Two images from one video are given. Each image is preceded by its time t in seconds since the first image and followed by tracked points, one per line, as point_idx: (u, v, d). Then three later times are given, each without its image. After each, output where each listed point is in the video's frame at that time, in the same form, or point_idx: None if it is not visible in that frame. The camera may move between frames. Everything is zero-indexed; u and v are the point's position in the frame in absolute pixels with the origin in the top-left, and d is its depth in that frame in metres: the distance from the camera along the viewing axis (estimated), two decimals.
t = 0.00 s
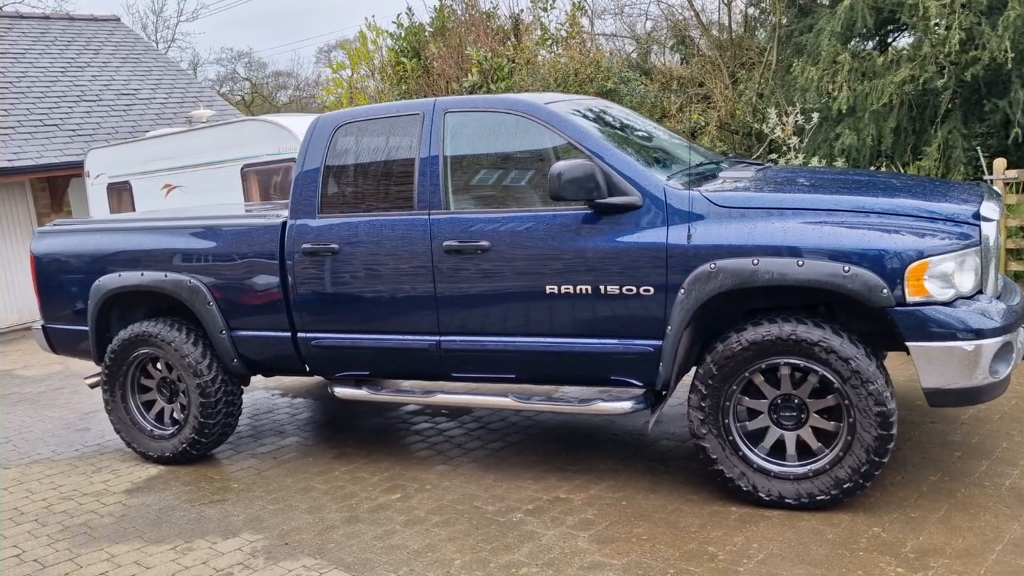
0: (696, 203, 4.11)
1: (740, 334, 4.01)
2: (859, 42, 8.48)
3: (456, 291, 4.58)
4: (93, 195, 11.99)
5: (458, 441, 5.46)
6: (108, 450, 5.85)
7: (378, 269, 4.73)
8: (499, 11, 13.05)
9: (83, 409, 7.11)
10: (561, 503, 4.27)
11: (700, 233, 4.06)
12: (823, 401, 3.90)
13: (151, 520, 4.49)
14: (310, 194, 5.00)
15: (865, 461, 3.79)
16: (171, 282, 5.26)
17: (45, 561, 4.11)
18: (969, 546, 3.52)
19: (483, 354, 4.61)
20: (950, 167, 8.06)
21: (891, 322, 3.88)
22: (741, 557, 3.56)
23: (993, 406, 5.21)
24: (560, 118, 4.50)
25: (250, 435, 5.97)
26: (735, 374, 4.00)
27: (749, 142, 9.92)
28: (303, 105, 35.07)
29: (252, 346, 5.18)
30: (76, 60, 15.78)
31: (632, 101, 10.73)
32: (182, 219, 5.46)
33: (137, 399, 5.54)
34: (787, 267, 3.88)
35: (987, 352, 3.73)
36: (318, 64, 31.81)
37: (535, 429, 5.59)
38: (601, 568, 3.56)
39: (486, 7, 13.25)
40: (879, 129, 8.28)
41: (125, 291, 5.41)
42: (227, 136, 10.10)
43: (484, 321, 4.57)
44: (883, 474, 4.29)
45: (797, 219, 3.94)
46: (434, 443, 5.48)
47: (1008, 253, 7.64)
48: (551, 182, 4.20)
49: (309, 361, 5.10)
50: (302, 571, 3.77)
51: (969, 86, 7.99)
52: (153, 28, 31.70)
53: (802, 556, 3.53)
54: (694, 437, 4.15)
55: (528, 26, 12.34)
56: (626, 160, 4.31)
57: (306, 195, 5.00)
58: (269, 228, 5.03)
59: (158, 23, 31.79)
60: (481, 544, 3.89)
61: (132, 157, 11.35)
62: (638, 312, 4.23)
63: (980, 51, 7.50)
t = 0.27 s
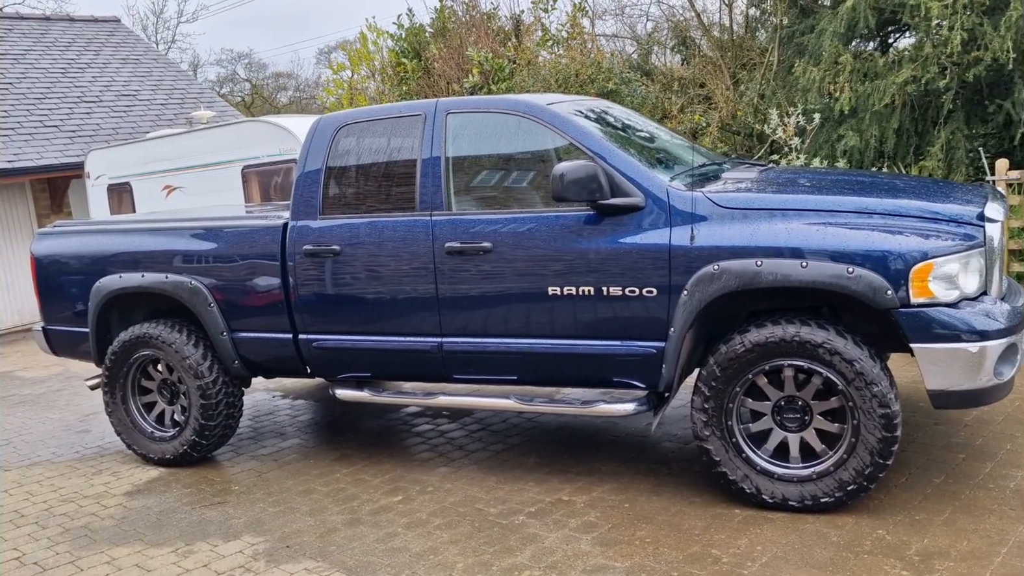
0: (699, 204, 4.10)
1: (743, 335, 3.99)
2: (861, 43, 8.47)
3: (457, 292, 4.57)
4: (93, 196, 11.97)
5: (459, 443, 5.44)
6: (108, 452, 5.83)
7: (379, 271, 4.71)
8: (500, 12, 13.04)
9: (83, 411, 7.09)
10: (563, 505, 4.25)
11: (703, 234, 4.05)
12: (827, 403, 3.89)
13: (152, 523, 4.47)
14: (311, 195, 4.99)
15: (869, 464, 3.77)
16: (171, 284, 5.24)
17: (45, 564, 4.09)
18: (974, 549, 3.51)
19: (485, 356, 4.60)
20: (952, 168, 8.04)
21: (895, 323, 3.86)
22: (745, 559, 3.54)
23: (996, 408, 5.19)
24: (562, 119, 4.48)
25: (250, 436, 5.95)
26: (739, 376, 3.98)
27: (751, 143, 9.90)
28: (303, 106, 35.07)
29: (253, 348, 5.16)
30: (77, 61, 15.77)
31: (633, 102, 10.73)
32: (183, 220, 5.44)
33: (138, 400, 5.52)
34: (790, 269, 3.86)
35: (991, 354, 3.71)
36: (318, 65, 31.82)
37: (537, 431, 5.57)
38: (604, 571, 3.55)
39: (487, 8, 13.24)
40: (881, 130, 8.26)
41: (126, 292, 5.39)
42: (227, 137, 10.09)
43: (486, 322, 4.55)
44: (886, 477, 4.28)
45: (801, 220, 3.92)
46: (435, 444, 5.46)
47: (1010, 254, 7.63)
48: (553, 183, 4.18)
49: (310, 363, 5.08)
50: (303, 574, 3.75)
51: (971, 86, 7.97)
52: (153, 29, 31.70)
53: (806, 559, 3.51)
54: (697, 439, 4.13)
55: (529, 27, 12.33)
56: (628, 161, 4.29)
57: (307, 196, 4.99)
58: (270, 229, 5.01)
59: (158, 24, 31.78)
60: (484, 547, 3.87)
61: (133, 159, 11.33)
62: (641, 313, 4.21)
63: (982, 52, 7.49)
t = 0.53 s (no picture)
0: (697, 205, 4.06)
1: (742, 338, 3.96)
2: (860, 44, 8.43)
3: (454, 294, 4.53)
4: (91, 196, 11.94)
5: (456, 446, 5.40)
6: (103, 454, 5.79)
7: (376, 273, 4.68)
8: (498, 13, 13.01)
9: (79, 413, 7.05)
10: (561, 510, 4.22)
11: (702, 236, 4.01)
12: (826, 407, 3.85)
13: (146, 526, 4.43)
14: (307, 196, 4.95)
15: (868, 468, 3.73)
16: (166, 285, 5.21)
17: (37, 569, 4.05)
18: (975, 555, 3.47)
19: (481, 359, 4.56)
20: (952, 169, 8.00)
21: (895, 326, 3.83)
22: (743, 565, 3.51)
23: (997, 411, 5.15)
24: (559, 120, 4.45)
25: (246, 439, 5.91)
26: (738, 379, 3.94)
27: (750, 144, 9.87)
28: (302, 107, 35.04)
29: (248, 350, 5.12)
30: (75, 61, 15.74)
31: (632, 103, 10.70)
32: (179, 222, 5.41)
33: (132, 403, 5.49)
34: (790, 271, 3.83)
35: (992, 357, 3.68)
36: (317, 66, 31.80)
37: (534, 434, 5.53)
38: None
39: (485, 9, 13.21)
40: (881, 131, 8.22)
41: (121, 294, 5.36)
42: (225, 138, 10.05)
43: (483, 325, 4.52)
44: (886, 481, 4.24)
45: (800, 222, 3.88)
46: (432, 447, 5.42)
47: (1010, 256, 7.60)
48: (551, 184, 4.14)
49: (306, 365, 5.05)
50: None
51: (971, 87, 7.93)
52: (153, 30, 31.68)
53: (805, 564, 3.48)
54: (695, 443, 4.09)
55: (528, 27, 12.30)
56: (626, 162, 4.25)
57: (303, 198, 4.95)
58: (266, 230, 4.97)
59: (157, 25, 31.78)
60: (480, 552, 3.84)
61: (131, 159, 11.30)
62: (639, 316, 4.17)
63: (982, 53, 7.45)
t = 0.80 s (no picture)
0: (696, 207, 4.02)
1: (741, 342, 3.91)
2: (860, 45, 8.39)
3: (450, 297, 4.49)
4: (88, 196, 11.89)
5: (452, 449, 5.36)
6: (97, 457, 5.75)
7: (371, 275, 4.63)
8: (497, 13, 12.97)
9: (73, 415, 7.01)
10: (557, 514, 4.17)
11: (700, 238, 3.97)
12: (826, 411, 3.81)
13: (138, 531, 4.39)
14: (303, 197, 4.90)
15: (868, 473, 3.69)
16: (160, 287, 5.16)
17: (27, 574, 4.00)
18: (976, 561, 3.43)
19: (477, 362, 4.52)
20: (951, 171, 7.94)
21: (895, 330, 3.79)
22: (742, 572, 3.46)
23: (998, 415, 5.11)
24: (556, 121, 4.40)
25: (241, 442, 5.87)
26: (736, 383, 3.90)
27: (750, 145, 9.83)
28: (302, 108, 35.00)
29: (243, 353, 5.08)
30: (73, 61, 15.69)
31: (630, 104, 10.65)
32: (174, 223, 5.36)
33: (126, 406, 5.44)
34: (789, 274, 3.78)
35: (994, 361, 3.63)
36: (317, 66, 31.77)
37: (532, 437, 5.48)
38: None
39: (484, 9, 13.17)
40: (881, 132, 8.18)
41: (114, 296, 5.31)
42: (222, 138, 10.01)
43: (479, 327, 4.47)
44: (887, 486, 4.19)
45: (800, 224, 3.84)
46: (428, 451, 5.38)
47: (1010, 258, 7.56)
48: (548, 185, 4.10)
49: (301, 368, 5.00)
50: None
51: (971, 89, 7.87)
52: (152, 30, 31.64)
53: (804, 571, 3.43)
54: (693, 447, 4.05)
55: (527, 27, 12.25)
56: (624, 163, 4.21)
57: (298, 199, 4.90)
58: (261, 232, 4.92)
59: (157, 25, 31.73)
60: (475, 557, 3.79)
61: (128, 160, 11.25)
62: (637, 319, 4.13)
63: (983, 53, 7.40)
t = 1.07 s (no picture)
0: (699, 206, 3.97)
1: (745, 342, 3.86)
2: (863, 45, 8.35)
3: (451, 296, 4.44)
4: (87, 197, 11.85)
5: (453, 451, 5.31)
6: (95, 459, 5.70)
7: (371, 275, 4.59)
8: (498, 13, 12.94)
9: (71, 416, 6.96)
10: (559, 517, 4.13)
11: (704, 237, 3.92)
12: (831, 413, 3.76)
13: (135, 533, 4.34)
14: (302, 196, 4.86)
15: (875, 475, 3.64)
16: (158, 287, 5.11)
17: None
18: (985, 565, 3.38)
19: (478, 362, 4.47)
20: (954, 171, 7.89)
21: (902, 330, 3.74)
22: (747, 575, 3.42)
23: (1004, 416, 5.06)
24: (558, 119, 4.36)
25: (240, 443, 5.82)
26: (741, 384, 3.85)
27: (752, 145, 9.80)
28: (301, 108, 34.95)
29: (242, 353, 5.03)
30: (72, 61, 15.65)
31: (632, 104, 10.61)
32: (172, 222, 5.31)
33: (124, 407, 5.39)
34: (794, 274, 3.74)
35: (1001, 362, 3.59)
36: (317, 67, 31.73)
37: (533, 439, 5.44)
38: None
39: (485, 8, 13.13)
40: (883, 132, 8.14)
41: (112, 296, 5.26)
42: (221, 137, 9.96)
43: (481, 328, 4.42)
44: (892, 488, 4.15)
45: (805, 223, 3.80)
46: (429, 452, 5.33)
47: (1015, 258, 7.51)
48: (550, 184, 4.05)
49: (300, 369, 4.95)
50: None
51: (974, 88, 7.81)
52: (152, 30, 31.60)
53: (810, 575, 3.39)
54: (697, 449, 4.00)
55: (528, 27, 12.21)
56: (628, 162, 4.16)
57: (297, 198, 4.86)
58: (260, 231, 4.88)
59: (156, 26, 31.70)
60: (476, 560, 3.74)
61: (127, 160, 11.20)
62: (640, 319, 4.08)
63: (987, 53, 7.36)
